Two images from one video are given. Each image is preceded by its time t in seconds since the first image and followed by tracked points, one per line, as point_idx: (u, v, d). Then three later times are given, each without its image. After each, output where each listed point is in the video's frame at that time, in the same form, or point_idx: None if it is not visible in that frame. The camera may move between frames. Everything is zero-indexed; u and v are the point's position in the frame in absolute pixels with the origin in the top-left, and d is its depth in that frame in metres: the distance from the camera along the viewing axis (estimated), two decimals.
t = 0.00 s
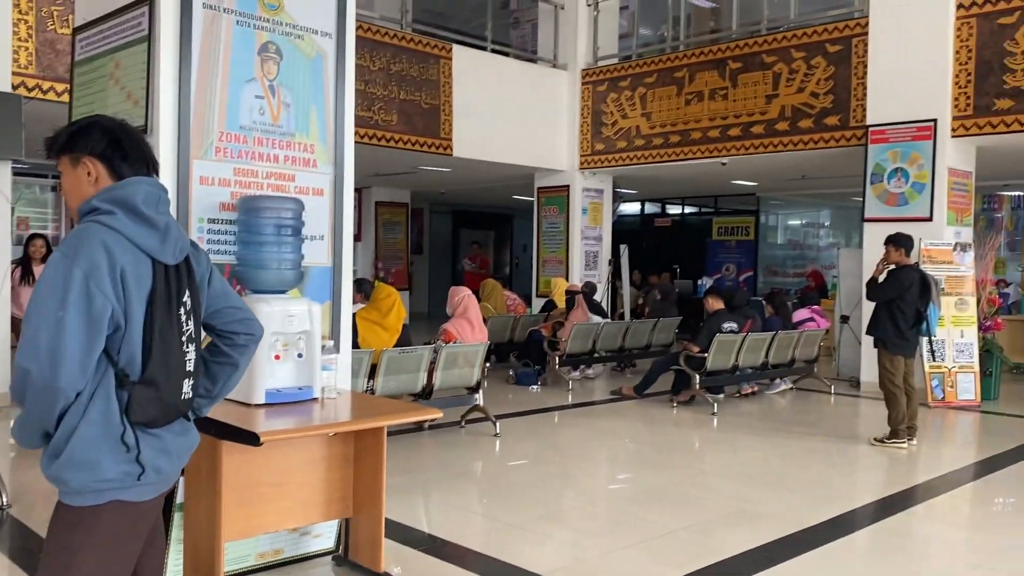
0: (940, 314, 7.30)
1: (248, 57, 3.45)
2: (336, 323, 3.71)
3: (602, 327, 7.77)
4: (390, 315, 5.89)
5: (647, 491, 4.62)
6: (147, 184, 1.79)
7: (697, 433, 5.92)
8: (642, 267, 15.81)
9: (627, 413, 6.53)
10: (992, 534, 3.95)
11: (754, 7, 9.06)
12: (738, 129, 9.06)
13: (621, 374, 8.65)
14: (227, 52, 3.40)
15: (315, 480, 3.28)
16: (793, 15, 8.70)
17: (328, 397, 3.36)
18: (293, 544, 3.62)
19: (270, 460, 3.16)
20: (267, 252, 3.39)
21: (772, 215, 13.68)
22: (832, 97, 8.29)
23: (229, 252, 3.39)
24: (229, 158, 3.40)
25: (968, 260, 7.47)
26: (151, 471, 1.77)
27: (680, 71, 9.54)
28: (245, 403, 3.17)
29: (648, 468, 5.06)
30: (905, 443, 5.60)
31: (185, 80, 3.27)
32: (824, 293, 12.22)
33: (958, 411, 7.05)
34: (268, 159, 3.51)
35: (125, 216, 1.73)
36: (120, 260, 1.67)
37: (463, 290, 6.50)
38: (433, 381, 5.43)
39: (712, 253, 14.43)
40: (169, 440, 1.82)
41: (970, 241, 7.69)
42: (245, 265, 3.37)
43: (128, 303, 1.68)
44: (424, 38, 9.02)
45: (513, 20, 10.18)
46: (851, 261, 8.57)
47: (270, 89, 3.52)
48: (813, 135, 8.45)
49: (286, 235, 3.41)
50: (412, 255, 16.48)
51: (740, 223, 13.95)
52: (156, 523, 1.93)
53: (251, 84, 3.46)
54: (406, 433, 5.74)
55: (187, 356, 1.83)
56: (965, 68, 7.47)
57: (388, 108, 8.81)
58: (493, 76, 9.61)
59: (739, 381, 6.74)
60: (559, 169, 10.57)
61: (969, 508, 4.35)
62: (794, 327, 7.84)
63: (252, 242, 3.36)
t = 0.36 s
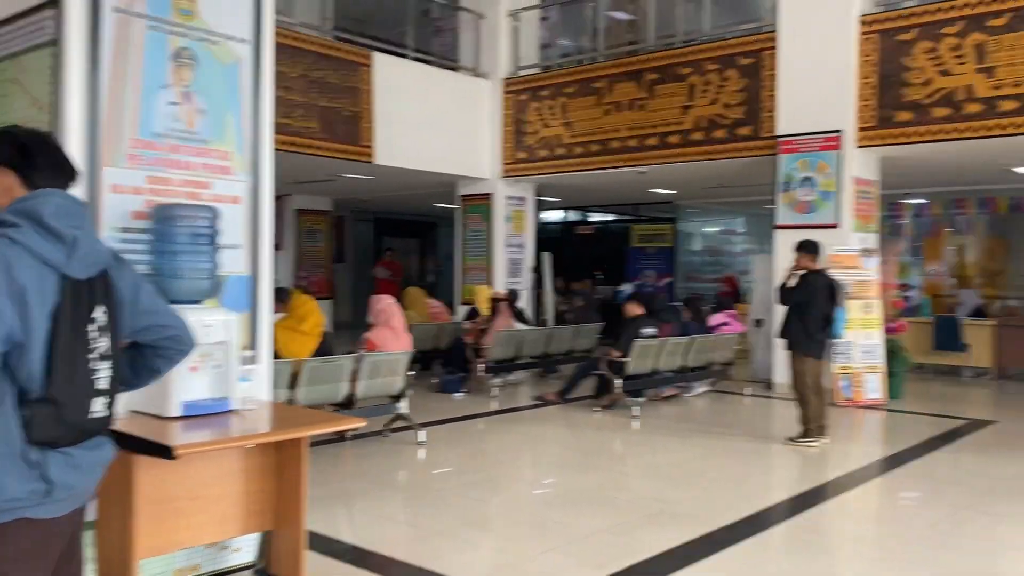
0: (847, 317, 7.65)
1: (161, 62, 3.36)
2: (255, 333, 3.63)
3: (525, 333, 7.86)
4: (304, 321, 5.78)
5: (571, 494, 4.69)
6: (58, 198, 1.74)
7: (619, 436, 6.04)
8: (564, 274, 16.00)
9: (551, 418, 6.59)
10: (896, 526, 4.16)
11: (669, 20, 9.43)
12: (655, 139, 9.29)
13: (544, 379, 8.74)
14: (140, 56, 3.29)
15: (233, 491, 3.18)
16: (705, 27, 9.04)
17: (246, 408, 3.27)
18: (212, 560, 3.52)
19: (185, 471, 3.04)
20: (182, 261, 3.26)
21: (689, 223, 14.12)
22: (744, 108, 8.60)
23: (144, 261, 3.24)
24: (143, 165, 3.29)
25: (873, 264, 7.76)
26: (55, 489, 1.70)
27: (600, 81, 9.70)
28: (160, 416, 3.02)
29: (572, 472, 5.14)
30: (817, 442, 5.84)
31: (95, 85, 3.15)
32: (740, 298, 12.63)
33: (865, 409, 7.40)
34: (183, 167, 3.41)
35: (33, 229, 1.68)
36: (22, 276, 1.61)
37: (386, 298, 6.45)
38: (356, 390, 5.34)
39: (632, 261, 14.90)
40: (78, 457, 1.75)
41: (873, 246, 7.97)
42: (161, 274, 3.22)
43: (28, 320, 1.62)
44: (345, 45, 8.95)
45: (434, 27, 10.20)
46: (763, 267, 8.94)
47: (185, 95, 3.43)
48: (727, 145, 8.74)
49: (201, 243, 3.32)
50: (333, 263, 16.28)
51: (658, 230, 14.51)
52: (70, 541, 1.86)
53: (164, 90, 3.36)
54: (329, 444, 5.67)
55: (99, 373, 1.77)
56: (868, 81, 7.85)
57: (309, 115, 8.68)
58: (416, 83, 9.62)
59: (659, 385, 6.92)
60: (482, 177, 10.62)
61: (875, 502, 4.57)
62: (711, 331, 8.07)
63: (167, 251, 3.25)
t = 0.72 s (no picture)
0: (757, 318, 7.89)
1: (51, 60, 3.18)
2: (154, 344, 3.48)
3: (443, 339, 7.80)
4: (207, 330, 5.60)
5: (488, 501, 4.66)
6: None
7: (536, 441, 6.05)
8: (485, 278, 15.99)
9: (469, 425, 6.56)
10: (803, 522, 4.29)
11: (585, 27, 9.52)
12: (572, 145, 9.39)
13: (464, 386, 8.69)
14: (26, 53, 3.10)
15: (130, 510, 2.97)
16: (621, 35, 9.17)
17: (144, 422, 3.08)
18: None
19: (77, 489, 2.81)
20: (75, 268, 3.10)
21: (608, 228, 14.32)
22: (657, 115, 8.77)
23: (32, 269, 3.04)
24: (30, 169, 3.11)
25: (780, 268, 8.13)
26: None
27: (517, 87, 9.78)
28: (51, 432, 2.83)
29: (490, 478, 5.12)
30: (728, 441, 5.98)
31: None
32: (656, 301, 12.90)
33: (775, 408, 7.63)
34: (75, 171, 3.26)
35: None
36: None
37: (297, 305, 6.33)
38: (266, 401, 5.22)
39: (552, 265, 14.92)
40: None
41: (781, 250, 8.31)
42: (51, 284, 3.04)
43: None
44: (255, 46, 8.73)
45: (349, 30, 10.06)
46: (677, 270, 9.02)
47: (77, 96, 3.26)
48: (641, 151, 8.90)
49: (95, 250, 3.16)
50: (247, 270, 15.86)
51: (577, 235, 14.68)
52: None
53: (54, 91, 3.19)
54: (238, 456, 5.50)
55: None
56: (775, 90, 8.12)
57: (217, 118, 8.43)
58: (331, 87, 9.48)
59: (577, 388, 6.99)
60: (400, 181, 10.54)
61: (783, 498, 4.71)
62: (627, 334, 8.16)
63: (58, 259, 3.05)
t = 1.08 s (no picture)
0: (718, 316, 8.00)
1: None
2: (109, 348, 3.41)
3: (407, 340, 7.78)
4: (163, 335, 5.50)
5: (453, 501, 4.67)
6: None
7: (501, 441, 6.07)
8: (448, 279, 15.95)
9: (433, 426, 6.55)
10: (765, 516, 4.37)
11: (545, 28, 9.53)
12: (534, 145, 9.42)
13: (428, 387, 8.68)
14: None
15: (90, 517, 2.91)
16: (581, 36, 9.21)
17: (101, 428, 3.03)
18: None
19: (32, 495, 2.75)
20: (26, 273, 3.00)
21: (571, 227, 14.39)
22: (617, 115, 8.84)
23: None
24: None
25: (740, 265, 8.25)
26: None
27: (478, 87, 9.80)
28: (5, 440, 2.77)
29: (455, 479, 5.12)
30: (690, 438, 6.05)
31: None
32: (618, 301, 12.99)
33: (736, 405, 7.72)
34: (26, 173, 3.17)
35: None
36: None
37: (257, 308, 6.26)
38: (226, 405, 5.17)
39: (516, 264, 14.92)
40: None
41: (740, 248, 8.45)
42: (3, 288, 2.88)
43: None
44: (212, 46, 8.60)
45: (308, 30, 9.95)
46: (639, 269, 9.05)
47: (28, 97, 3.17)
48: (602, 151, 8.97)
49: (47, 255, 3.07)
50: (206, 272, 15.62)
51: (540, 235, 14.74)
52: None
53: (4, 91, 3.09)
54: (199, 461, 5.44)
55: None
56: (732, 90, 8.23)
57: (174, 119, 8.30)
58: (290, 87, 9.39)
59: (540, 387, 7.02)
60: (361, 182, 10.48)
61: (744, 493, 4.78)
62: (590, 333, 8.20)
63: (9, 263, 2.94)
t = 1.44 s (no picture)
0: (699, 313, 8.05)
1: None
2: (88, 350, 3.37)
3: (389, 340, 7.76)
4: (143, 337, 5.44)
5: (437, 500, 4.66)
6: None
7: (484, 439, 6.07)
8: (429, 277, 15.92)
9: (416, 425, 6.54)
10: (747, 511, 4.40)
11: (524, 26, 9.53)
12: (514, 143, 9.43)
13: (410, 386, 8.66)
14: None
15: (68, 521, 2.87)
16: (561, 34, 9.21)
17: (79, 431, 2.99)
18: None
19: (12, 500, 2.71)
20: (4, 274, 2.99)
21: (552, 225, 14.43)
22: (597, 113, 8.87)
23: None
24: None
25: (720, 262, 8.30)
26: None
27: (458, 85, 9.79)
28: None
29: (438, 478, 5.12)
30: (672, 434, 6.08)
31: None
32: (599, 298, 13.04)
33: (716, 401, 7.78)
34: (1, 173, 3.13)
35: None
36: None
37: (236, 308, 6.21)
38: (206, 406, 5.14)
39: (497, 263, 14.92)
40: None
41: (720, 245, 8.50)
42: None
43: None
44: (189, 45, 8.52)
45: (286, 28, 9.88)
46: (619, 266, 9.08)
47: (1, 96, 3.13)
48: (582, 149, 8.99)
49: (24, 255, 3.06)
50: (184, 273, 15.49)
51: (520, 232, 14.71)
52: None
53: None
54: (179, 464, 5.39)
55: None
56: (711, 87, 8.28)
57: (150, 118, 8.22)
58: (269, 86, 9.32)
59: (522, 385, 7.04)
60: (341, 181, 10.44)
61: (726, 488, 4.82)
62: (571, 331, 8.22)
63: None
